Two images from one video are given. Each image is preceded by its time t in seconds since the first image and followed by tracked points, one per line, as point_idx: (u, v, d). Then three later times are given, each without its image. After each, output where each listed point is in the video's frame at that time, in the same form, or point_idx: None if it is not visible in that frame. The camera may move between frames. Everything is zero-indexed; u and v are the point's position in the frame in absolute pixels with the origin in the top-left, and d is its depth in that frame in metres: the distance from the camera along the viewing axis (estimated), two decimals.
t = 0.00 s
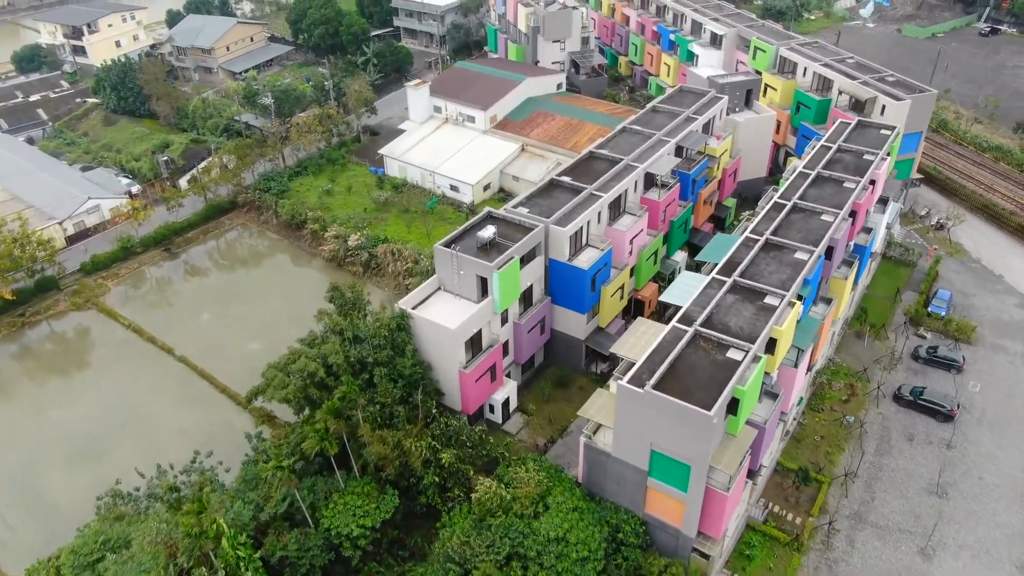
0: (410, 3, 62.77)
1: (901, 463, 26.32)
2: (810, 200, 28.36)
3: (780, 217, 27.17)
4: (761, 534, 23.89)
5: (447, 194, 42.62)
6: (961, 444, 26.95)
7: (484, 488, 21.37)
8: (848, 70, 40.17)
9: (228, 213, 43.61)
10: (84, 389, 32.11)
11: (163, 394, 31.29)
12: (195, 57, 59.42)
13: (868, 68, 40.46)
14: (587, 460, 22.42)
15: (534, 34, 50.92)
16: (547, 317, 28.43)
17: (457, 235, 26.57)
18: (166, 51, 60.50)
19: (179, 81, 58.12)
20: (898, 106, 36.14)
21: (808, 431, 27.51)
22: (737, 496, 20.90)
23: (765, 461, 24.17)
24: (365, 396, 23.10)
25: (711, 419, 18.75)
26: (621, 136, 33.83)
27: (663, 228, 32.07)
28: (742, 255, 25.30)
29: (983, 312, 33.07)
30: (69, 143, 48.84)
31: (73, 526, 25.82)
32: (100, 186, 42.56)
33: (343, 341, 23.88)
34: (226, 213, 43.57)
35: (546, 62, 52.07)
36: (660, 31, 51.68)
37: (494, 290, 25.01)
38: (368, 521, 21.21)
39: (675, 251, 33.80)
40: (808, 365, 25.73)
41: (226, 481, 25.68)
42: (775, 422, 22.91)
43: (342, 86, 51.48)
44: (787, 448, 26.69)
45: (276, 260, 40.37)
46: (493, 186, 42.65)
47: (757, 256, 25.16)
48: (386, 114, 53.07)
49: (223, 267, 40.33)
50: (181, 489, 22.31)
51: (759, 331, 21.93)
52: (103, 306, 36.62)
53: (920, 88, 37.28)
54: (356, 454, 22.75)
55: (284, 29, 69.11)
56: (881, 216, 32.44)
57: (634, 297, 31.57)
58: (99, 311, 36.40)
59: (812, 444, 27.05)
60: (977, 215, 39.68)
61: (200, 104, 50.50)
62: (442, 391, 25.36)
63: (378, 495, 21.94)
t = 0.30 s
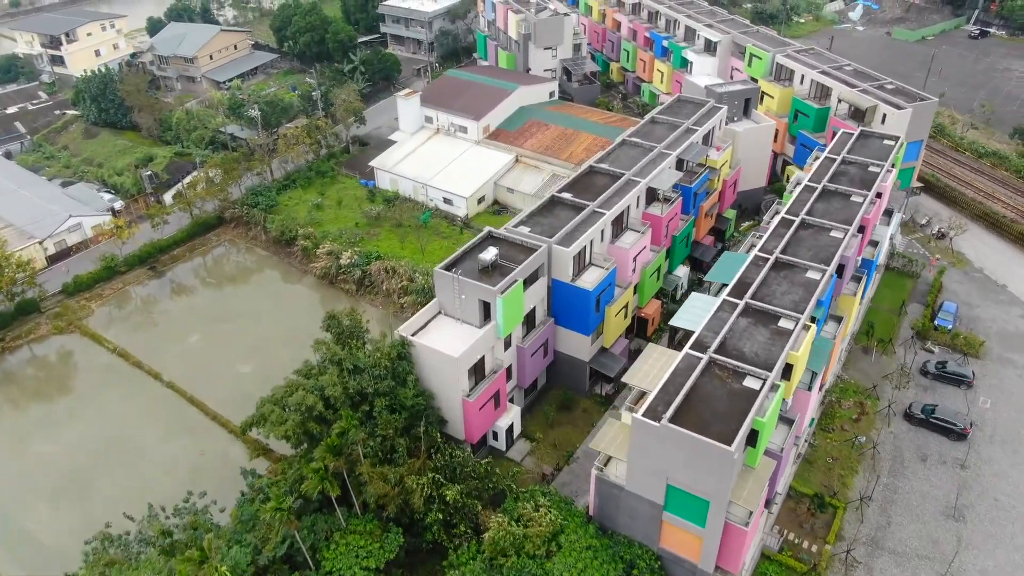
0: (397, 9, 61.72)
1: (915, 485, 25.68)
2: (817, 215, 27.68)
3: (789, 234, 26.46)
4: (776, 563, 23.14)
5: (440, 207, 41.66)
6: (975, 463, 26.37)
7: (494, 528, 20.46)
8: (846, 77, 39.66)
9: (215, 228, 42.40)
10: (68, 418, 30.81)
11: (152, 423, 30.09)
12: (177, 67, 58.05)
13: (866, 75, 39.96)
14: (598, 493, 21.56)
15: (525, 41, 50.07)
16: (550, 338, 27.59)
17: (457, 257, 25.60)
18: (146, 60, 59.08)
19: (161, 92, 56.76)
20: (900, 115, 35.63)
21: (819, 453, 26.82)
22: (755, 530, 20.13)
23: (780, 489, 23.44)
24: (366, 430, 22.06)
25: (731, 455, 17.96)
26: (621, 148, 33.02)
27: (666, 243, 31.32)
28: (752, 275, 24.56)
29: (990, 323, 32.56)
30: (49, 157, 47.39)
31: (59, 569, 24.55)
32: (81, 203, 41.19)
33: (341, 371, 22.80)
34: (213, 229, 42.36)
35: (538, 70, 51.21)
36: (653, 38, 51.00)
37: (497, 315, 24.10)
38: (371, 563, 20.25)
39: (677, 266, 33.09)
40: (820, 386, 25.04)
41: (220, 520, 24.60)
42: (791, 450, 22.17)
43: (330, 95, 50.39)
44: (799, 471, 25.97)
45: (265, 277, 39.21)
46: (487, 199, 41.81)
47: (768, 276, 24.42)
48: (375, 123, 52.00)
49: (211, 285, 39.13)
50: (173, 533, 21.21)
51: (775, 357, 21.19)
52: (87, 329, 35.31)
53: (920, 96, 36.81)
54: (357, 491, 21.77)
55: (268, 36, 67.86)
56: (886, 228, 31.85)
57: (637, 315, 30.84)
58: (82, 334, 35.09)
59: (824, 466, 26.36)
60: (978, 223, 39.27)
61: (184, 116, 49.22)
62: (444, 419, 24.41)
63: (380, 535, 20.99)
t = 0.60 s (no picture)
0: (384, 15, 60.71)
1: (932, 507, 25.06)
2: (827, 230, 27.01)
3: (799, 251, 25.77)
4: None
5: (434, 221, 40.72)
6: (992, 483, 25.79)
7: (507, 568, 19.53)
8: (845, 85, 39.13)
9: (202, 245, 41.20)
10: (53, 447, 29.55)
11: (141, 453, 28.90)
12: (160, 76, 56.65)
13: (865, 82, 39.43)
14: (613, 527, 20.72)
15: (517, 49, 49.20)
16: (555, 361, 26.73)
17: (459, 280, 24.65)
18: (127, 69, 57.65)
19: (144, 103, 55.39)
20: (902, 123, 35.12)
21: (832, 475, 26.15)
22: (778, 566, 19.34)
23: (797, 517, 22.73)
24: (369, 466, 21.06)
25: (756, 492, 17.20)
26: (622, 162, 32.23)
27: (670, 258, 30.57)
28: (765, 296, 23.84)
29: (997, 335, 32.05)
30: (28, 172, 45.95)
31: None
32: (63, 220, 39.85)
33: (342, 404, 21.79)
34: (200, 245, 41.15)
35: (530, 78, 50.31)
36: (646, 44, 50.30)
37: (503, 341, 23.20)
38: None
39: (680, 281, 32.38)
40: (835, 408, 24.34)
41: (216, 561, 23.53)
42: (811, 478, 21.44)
43: (318, 105, 49.29)
44: (813, 495, 25.27)
45: (255, 295, 38.05)
46: (482, 211, 40.95)
47: (781, 296, 23.71)
48: (364, 132, 50.91)
49: (200, 303, 37.95)
50: None
51: (795, 384, 20.45)
52: (71, 353, 34.03)
53: (921, 104, 36.33)
54: (361, 530, 20.78)
55: (252, 44, 66.61)
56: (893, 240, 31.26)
57: (641, 333, 30.09)
58: (67, 359, 33.81)
59: (838, 489, 25.68)
60: (979, 231, 38.87)
61: (168, 128, 47.95)
62: (449, 450, 23.45)
63: None
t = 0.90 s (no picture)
0: (371, 21, 59.69)
1: (951, 529, 24.44)
2: (838, 246, 26.38)
3: (811, 268, 25.11)
4: None
5: (429, 234, 39.78)
6: (1010, 502, 25.22)
7: None
8: (845, 92, 38.60)
9: (190, 262, 39.99)
10: (38, 479, 28.30)
11: (132, 484, 27.77)
12: (142, 86, 55.24)
13: (865, 89, 38.94)
14: (631, 563, 19.91)
15: (509, 56, 48.32)
16: (562, 384, 25.92)
17: (462, 305, 23.75)
18: (108, 78, 56.22)
19: (126, 114, 54.01)
20: (905, 132, 34.62)
21: (847, 497, 25.50)
22: None
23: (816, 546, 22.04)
24: (374, 505, 20.15)
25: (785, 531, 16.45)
26: (623, 175, 31.45)
27: (675, 274, 29.83)
28: (779, 317, 23.15)
29: (1006, 346, 31.57)
30: (7, 188, 44.52)
31: None
32: (45, 238, 38.52)
33: (345, 439, 20.90)
34: (188, 262, 39.95)
35: (522, 85, 49.46)
36: (639, 50, 49.63)
37: (511, 368, 22.34)
38: None
39: (684, 296, 31.75)
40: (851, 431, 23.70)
41: None
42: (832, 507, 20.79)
43: (307, 116, 48.21)
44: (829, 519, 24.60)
45: (246, 314, 36.90)
46: (478, 224, 40.05)
47: (796, 317, 23.02)
48: (354, 142, 49.81)
49: (188, 323, 36.76)
50: None
51: (816, 412, 19.75)
52: (55, 379, 32.78)
53: (923, 111, 35.85)
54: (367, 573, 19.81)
55: (236, 51, 65.32)
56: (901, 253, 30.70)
57: (647, 351, 29.36)
58: (51, 385, 32.55)
59: (854, 512, 25.02)
60: (981, 238, 38.49)
61: (153, 141, 46.67)
62: (456, 482, 22.54)
63: None
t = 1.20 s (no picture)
0: (359, 28, 58.66)
1: (972, 551, 23.81)
2: (850, 261, 25.78)
3: (825, 285, 24.48)
4: None
5: (425, 248, 38.86)
6: None
7: None
8: (845, 99, 38.11)
9: (178, 280, 38.81)
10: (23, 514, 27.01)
11: (123, 518, 26.64)
12: (124, 96, 53.84)
13: (865, 96, 38.45)
14: None
15: (502, 63, 47.48)
16: (570, 409, 25.11)
17: (468, 330, 22.87)
18: (89, 89, 54.78)
19: (108, 125, 52.61)
20: (908, 140, 34.15)
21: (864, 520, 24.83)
22: None
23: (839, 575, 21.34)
24: (383, 545, 19.28)
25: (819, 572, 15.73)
26: (626, 188, 30.70)
27: (681, 291, 29.12)
28: (796, 338, 22.48)
29: (1016, 358, 31.10)
30: None
31: None
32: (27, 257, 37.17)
33: (350, 477, 20.04)
34: (176, 281, 38.75)
35: (515, 93, 48.60)
36: (633, 56, 48.97)
37: (521, 397, 21.50)
38: None
39: (690, 311, 31.11)
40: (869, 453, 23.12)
41: None
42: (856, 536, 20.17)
43: (296, 127, 47.14)
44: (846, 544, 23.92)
45: (237, 333, 35.79)
46: (474, 237, 39.18)
47: (813, 338, 22.36)
48: (344, 152, 48.69)
49: (177, 343, 35.59)
50: None
51: (841, 440, 19.06)
52: (40, 407, 31.52)
53: (926, 119, 35.40)
54: None
55: (220, 59, 64.00)
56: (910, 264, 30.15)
57: (654, 370, 28.67)
58: (36, 413, 31.29)
59: (872, 535, 24.36)
60: (983, 245, 38.12)
61: (137, 154, 45.37)
62: (465, 516, 21.68)
63: None
